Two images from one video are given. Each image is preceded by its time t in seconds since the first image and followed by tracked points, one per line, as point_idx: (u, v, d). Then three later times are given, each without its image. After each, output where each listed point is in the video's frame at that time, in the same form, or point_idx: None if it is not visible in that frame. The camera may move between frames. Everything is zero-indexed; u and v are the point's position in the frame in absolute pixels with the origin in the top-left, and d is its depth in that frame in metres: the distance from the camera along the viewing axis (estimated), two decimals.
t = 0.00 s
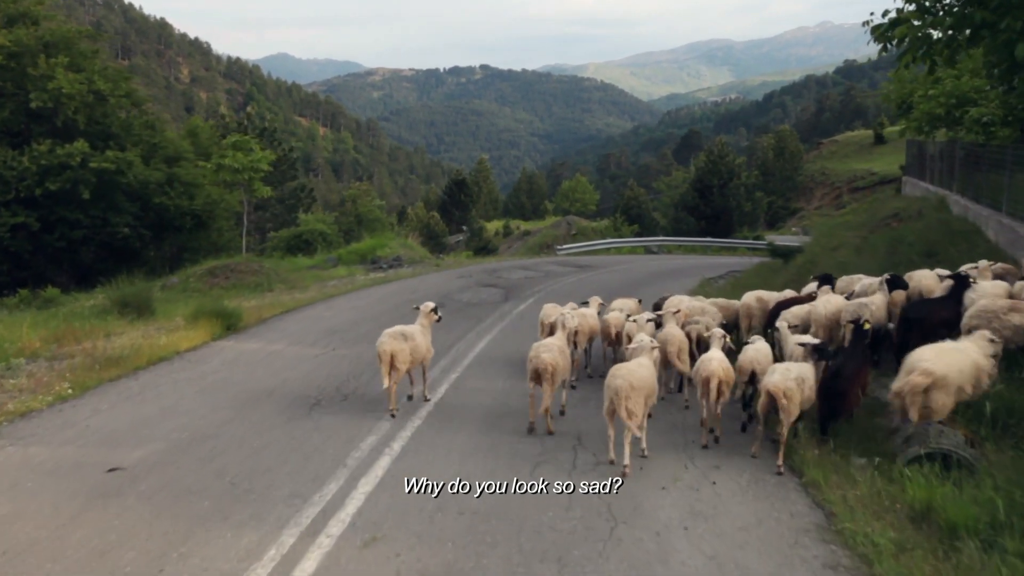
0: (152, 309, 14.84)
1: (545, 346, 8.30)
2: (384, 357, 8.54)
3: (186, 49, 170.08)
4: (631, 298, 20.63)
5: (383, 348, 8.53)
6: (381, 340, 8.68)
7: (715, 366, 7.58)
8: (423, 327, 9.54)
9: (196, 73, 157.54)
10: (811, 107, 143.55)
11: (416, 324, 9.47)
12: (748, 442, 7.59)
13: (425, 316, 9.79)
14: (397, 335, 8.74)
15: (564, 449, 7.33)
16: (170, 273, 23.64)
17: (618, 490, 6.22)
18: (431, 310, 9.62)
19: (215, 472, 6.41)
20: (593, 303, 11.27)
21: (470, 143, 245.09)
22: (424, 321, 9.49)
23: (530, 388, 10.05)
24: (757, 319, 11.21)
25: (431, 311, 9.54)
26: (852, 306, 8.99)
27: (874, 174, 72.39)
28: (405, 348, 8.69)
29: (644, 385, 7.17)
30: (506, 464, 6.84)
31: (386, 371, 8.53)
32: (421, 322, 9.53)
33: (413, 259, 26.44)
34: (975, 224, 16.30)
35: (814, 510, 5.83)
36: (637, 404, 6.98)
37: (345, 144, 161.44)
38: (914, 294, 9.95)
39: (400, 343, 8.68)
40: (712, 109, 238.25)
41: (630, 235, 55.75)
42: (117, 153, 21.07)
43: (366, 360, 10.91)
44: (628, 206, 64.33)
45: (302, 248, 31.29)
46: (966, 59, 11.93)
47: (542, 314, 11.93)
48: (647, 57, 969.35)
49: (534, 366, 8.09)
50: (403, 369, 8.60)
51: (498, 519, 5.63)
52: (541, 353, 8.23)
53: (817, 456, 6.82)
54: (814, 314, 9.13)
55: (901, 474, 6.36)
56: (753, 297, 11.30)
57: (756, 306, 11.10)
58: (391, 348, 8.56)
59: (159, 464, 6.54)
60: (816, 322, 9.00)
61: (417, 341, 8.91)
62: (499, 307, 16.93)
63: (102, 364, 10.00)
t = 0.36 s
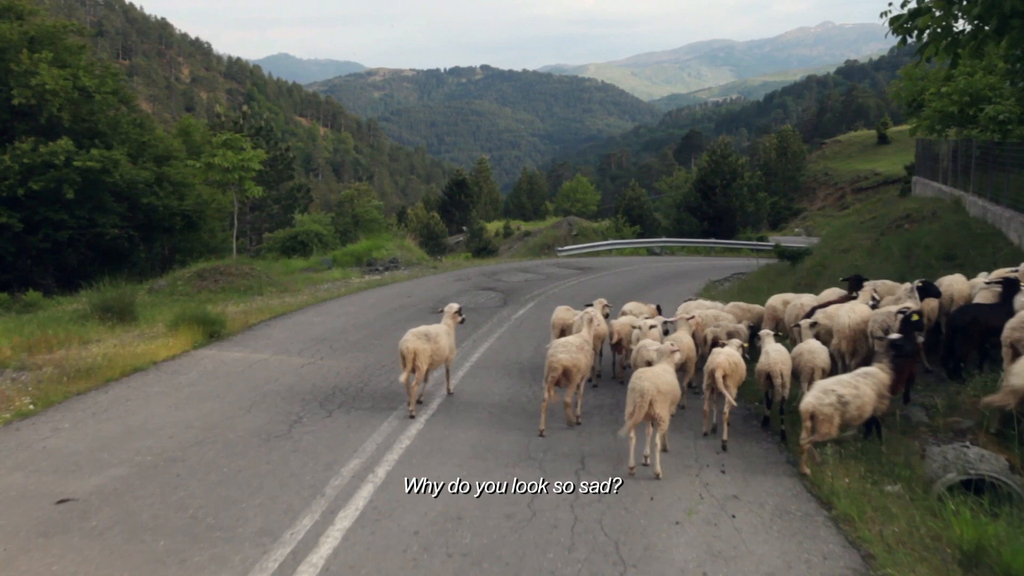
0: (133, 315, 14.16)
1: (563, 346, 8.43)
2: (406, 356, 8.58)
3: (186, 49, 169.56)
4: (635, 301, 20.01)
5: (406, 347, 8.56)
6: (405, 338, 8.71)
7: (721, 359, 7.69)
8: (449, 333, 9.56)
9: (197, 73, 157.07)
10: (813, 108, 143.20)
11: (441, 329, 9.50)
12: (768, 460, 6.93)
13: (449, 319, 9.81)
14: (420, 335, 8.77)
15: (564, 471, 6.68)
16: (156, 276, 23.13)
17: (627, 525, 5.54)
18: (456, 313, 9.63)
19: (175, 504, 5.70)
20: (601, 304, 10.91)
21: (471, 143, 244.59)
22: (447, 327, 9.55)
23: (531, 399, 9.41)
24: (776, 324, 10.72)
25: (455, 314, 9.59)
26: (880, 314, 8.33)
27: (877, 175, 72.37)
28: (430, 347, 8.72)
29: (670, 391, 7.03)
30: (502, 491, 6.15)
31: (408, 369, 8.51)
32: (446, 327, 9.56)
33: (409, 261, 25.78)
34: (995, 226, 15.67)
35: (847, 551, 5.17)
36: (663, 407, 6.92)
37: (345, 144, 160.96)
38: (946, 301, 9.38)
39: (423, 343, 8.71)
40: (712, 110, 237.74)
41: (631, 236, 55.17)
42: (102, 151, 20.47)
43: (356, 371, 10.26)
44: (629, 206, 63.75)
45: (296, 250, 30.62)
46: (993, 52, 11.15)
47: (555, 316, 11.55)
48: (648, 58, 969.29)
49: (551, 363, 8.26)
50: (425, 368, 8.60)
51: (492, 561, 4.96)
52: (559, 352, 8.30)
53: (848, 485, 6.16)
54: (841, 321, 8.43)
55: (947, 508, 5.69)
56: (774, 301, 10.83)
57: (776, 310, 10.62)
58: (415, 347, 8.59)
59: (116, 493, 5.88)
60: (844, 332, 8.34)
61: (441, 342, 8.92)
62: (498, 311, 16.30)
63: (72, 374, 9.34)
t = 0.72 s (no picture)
0: (115, 319, 13.52)
1: (583, 346, 8.30)
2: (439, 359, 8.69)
3: (188, 49, 169.21)
4: (640, 304, 19.34)
5: (442, 348, 8.67)
6: (438, 340, 8.81)
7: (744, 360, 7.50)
8: (492, 331, 9.58)
9: (199, 72, 156.53)
10: (815, 107, 142.85)
11: (484, 328, 9.51)
12: (789, 488, 6.26)
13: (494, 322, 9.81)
14: (457, 337, 8.86)
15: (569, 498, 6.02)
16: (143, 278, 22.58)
17: (638, 566, 4.91)
18: (501, 313, 9.58)
19: (129, 544, 5.03)
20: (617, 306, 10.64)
21: (472, 143, 244.06)
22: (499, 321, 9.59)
23: (530, 411, 8.74)
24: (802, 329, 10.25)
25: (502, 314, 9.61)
26: (909, 323, 7.68)
27: (882, 175, 72.42)
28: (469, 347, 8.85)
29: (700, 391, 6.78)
30: (497, 526, 5.46)
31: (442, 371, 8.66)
32: (490, 326, 9.57)
33: (407, 263, 25.13)
34: (1018, 227, 14.98)
35: None
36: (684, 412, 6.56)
37: (347, 144, 160.41)
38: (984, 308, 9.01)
39: (457, 347, 8.76)
40: (714, 109, 236.80)
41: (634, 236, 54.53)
42: (88, 149, 19.97)
43: (344, 382, 9.58)
44: (632, 205, 63.08)
45: (292, 250, 29.97)
46: None
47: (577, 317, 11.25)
48: (650, 57, 969.08)
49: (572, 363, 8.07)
50: (458, 370, 8.71)
51: None
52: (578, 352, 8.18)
53: (886, 519, 5.50)
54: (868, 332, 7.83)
55: (1001, 549, 5.03)
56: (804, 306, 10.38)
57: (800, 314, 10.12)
58: (453, 350, 8.70)
59: (64, 529, 5.21)
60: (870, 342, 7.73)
61: (477, 344, 9.00)
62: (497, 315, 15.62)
63: (37, 386, 8.66)
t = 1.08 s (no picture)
0: (93, 326, 12.89)
1: (612, 349, 8.35)
2: (472, 356, 8.76)
3: (189, 49, 168.89)
4: (644, 308, 18.70)
5: (474, 347, 8.72)
6: (474, 337, 8.92)
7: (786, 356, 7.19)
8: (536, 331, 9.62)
9: (200, 73, 156.06)
10: (818, 107, 142.22)
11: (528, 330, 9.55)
12: (819, 522, 5.61)
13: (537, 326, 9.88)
14: (490, 336, 8.92)
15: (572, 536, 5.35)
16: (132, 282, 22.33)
17: None
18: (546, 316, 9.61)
19: None
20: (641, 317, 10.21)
21: (473, 143, 243.56)
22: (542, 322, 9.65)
23: (531, 426, 8.07)
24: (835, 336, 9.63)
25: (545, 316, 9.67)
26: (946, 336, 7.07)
27: (885, 175, 71.89)
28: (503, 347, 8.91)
29: (757, 405, 6.37)
30: (491, 570, 4.82)
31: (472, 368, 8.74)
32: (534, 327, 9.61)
33: (405, 265, 24.48)
34: None
35: None
36: (726, 421, 6.25)
37: (348, 144, 160.09)
38: None
39: (491, 344, 8.88)
40: (715, 110, 236.07)
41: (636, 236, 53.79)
42: (73, 149, 19.77)
43: (330, 397, 8.90)
44: (634, 206, 62.40)
45: (288, 252, 29.36)
46: None
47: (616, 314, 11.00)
48: (651, 58, 968.97)
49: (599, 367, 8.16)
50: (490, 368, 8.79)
51: None
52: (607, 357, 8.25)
53: (933, 563, 4.83)
54: (897, 341, 7.18)
55: None
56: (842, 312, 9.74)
57: (830, 318, 9.52)
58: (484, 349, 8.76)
59: None
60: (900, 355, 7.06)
61: (517, 345, 9.10)
62: (495, 321, 14.96)
63: None
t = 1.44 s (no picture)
0: (71, 333, 12.29)
1: (620, 356, 7.91)
2: (506, 364, 8.69)
3: (189, 51, 168.47)
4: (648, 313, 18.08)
5: (509, 354, 8.62)
6: (506, 346, 8.83)
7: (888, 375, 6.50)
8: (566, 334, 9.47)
9: (200, 74, 155.67)
10: (818, 109, 141.70)
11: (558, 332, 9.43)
12: (853, 565, 4.97)
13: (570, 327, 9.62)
14: (523, 342, 8.82)
15: None
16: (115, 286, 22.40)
17: None
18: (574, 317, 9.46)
19: None
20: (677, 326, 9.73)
21: (473, 144, 243.10)
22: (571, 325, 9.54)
23: (530, 445, 7.41)
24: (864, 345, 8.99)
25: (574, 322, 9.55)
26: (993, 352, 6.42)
27: (888, 176, 71.37)
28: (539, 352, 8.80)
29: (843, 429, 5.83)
30: None
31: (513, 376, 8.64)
32: (563, 330, 9.47)
33: (401, 268, 23.88)
34: None
35: None
36: (800, 447, 5.77)
37: (348, 146, 159.57)
38: None
39: (522, 350, 8.74)
40: (716, 112, 235.52)
41: (637, 238, 53.16)
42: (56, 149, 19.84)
43: (312, 415, 8.24)
44: (635, 208, 61.81)
45: (282, 254, 28.80)
46: None
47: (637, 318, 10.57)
48: (651, 60, 969.00)
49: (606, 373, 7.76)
50: (524, 377, 8.66)
51: None
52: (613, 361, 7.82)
53: None
54: (931, 357, 6.60)
55: None
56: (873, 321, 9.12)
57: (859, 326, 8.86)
58: (518, 356, 8.65)
59: None
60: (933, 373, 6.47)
61: (547, 350, 8.94)
62: (493, 328, 14.32)
63: None
